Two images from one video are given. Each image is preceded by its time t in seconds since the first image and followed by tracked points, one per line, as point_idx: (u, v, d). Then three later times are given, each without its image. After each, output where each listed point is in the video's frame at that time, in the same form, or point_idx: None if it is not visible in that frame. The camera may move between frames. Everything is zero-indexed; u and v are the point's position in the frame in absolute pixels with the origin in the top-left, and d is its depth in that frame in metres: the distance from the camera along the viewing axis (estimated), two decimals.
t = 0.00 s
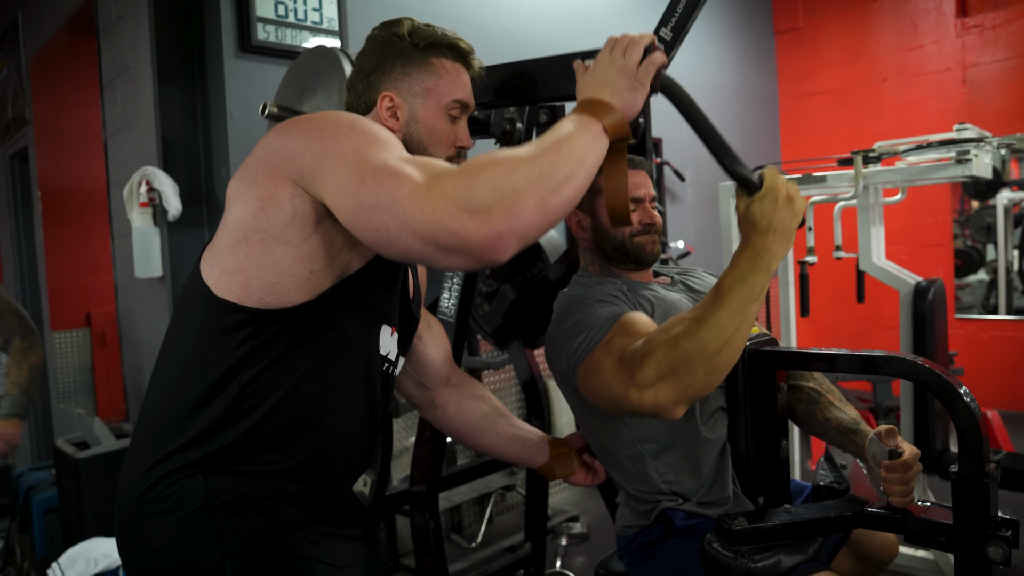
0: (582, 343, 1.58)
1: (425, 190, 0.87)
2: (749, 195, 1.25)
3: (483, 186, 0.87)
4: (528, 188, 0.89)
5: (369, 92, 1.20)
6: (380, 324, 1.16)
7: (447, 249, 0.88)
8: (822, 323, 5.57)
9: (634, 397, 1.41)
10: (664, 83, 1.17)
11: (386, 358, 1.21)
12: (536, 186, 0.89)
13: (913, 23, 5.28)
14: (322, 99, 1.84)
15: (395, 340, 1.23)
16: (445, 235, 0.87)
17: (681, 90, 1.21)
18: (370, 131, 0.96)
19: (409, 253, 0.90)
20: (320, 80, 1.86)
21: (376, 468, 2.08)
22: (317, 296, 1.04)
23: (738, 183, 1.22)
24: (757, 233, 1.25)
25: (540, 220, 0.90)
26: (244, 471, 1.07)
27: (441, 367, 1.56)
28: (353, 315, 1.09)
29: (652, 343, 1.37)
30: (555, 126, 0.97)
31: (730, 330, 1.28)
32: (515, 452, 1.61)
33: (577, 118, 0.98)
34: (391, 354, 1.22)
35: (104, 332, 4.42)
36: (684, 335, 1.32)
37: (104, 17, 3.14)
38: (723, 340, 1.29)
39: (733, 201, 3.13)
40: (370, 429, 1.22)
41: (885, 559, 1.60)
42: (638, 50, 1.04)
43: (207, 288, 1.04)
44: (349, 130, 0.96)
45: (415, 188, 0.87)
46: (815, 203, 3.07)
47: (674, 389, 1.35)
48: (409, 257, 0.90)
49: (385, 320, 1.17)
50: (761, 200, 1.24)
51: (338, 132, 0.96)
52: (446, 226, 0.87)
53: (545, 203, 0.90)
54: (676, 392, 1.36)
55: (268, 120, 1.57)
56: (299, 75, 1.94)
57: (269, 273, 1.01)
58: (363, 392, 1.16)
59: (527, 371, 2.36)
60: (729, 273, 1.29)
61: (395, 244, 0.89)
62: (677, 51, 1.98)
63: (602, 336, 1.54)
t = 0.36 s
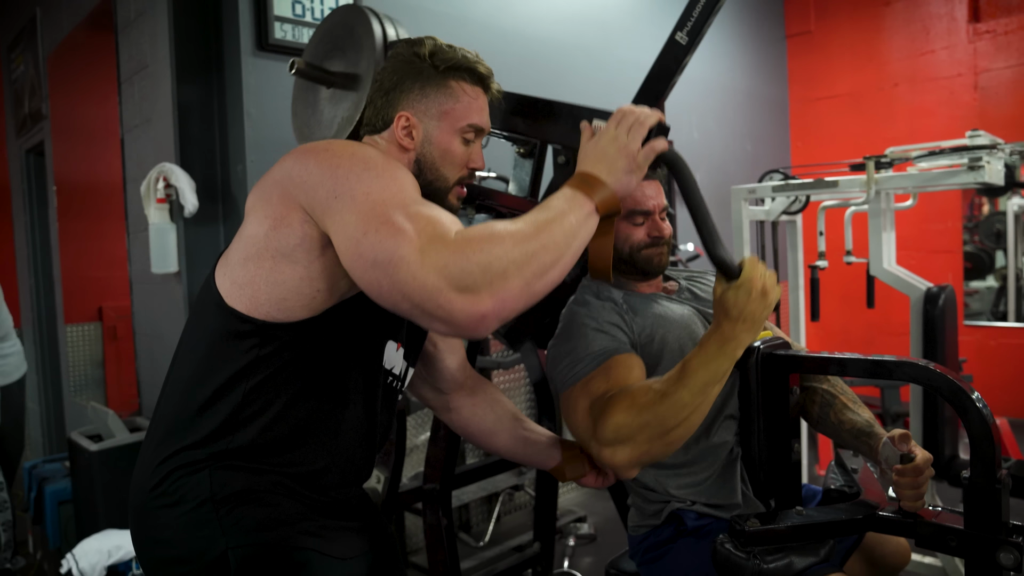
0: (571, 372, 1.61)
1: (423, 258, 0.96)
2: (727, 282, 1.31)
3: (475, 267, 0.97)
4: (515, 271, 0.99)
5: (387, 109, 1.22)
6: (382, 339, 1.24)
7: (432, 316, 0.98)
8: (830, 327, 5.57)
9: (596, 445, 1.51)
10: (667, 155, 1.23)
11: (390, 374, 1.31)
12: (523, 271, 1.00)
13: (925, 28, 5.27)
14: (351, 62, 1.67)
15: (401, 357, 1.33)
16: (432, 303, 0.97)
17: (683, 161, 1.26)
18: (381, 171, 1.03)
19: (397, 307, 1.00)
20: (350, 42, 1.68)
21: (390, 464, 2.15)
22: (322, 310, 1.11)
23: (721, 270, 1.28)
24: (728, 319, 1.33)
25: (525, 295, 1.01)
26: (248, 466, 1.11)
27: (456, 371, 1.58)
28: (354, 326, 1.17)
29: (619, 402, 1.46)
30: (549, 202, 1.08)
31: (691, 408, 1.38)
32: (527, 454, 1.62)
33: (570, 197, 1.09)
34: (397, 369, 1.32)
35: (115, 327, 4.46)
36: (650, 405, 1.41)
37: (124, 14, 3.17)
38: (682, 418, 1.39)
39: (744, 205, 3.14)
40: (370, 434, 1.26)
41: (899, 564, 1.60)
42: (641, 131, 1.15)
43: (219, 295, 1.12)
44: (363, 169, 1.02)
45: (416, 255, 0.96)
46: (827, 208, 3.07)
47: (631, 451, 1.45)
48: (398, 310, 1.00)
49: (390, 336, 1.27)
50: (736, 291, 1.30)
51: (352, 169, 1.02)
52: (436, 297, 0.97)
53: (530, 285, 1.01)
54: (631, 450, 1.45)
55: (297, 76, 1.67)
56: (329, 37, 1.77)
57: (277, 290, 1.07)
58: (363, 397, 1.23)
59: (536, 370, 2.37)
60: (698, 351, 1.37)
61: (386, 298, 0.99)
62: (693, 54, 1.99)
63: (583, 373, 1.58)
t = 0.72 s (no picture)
0: (544, 399, 1.63)
1: (397, 305, 1.01)
2: (690, 341, 1.37)
3: (443, 321, 1.02)
4: (482, 327, 1.05)
5: (382, 135, 1.26)
6: (369, 361, 1.29)
7: (398, 358, 1.04)
8: (830, 338, 5.58)
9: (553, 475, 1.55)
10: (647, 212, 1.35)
11: (379, 395, 1.34)
12: (490, 325, 1.06)
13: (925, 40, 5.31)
14: (366, 44, 1.70)
15: (389, 378, 1.36)
16: (400, 348, 1.03)
17: (661, 220, 1.38)
18: (368, 206, 1.09)
19: (367, 343, 1.06)
20: (364, 24, 1.71)
21: (390, 471, 2.17)
22: (308, 330, 1.17)
23: (682, 329, 1.35)
24: (684, 379, 1.36)
25: (493, 345, 1.07)
26: (231, 477, 1.18)
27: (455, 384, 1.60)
28: (338, 347, 1.22)
29: (579, 436, 1.49)
30: (519, 257, 1.14)
31: (639, 455, 1.41)
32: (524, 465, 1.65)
33: (540, 254, 1.15)
34: (385, 391, 1.35)
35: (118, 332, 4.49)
36: (604, 446, 1.45)
37: (131, 23, 3.22)
38: (629, 463, 1.43)
39: (745, 216, 3.16)
40: (356, 452, 1.32)
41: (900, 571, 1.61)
42: (619, 197, 1.23)
43: (209, 311, 1.19)
44: (351, 206, 1.08)
45: (391, 301, 1.01)
46: (826, 219, 3.09)
47: (581, 487, 1.49)
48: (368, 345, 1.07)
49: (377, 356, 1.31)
50: (695, 352, 1.35)
51: (341, 204, 1.09)
52: (405, 345, 1.02)
53: (495, 339, 1.06)
54: (581, 487, 1.49)
55: (312, 56, 1.67)
56: (343, 17, 1.78)
57: (263, 309, 1.14)
58: (346, 415, 1.28)
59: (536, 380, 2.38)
60: (656, 400, 1.41)
61: (357, 334, 1.05)
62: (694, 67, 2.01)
63: (552, 402, 1.60)
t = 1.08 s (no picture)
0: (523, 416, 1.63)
1: (381, 338, 1.03)
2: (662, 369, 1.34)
3: (425, 354, 1.04)
4: (461, 360, 1.07)
5: (371, 151, 1.28)
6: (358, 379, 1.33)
7: (382, 388, 1.07)
8: (824, 346, 5.60)
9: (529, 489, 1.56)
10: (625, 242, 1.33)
11: (369, 409, 1.38)
12: (469, 357, 1.08)
13: (914, 51, 5.37)
14: (362, 47, 1.73)
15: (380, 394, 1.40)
16: (382, 380, 1.05)
17: (639, 249, 1.36)
18: (356, 231, 1.09)
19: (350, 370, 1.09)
20: (362, 26, 1.73)
21: (384, 482, 2.18)
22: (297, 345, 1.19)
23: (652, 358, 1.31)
24: (655, 406, 1.35)
25: (474, 375, 1.10)
26: (225, 487, 1.18)
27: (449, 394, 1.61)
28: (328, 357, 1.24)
29: (554, 454, 1.50)
30: (497, 287, 1.16)
31: (609, 477, 1.41)
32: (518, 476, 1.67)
33: (516, 283, 1.17)
34: (375, 407, 1.38)
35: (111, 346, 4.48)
36: (576, 465, 1.44)
37: (125, 37, 3.24)
38: (599, 484, 1.42)
39: (736, 226, 3.18)
40: (348, 462, 1.33)
41: None
42: (595, 233, 1.23)
43: (200, 327, 1.20)
44: (339, 232, 1.09)
45: (377, 333, 1.03)
46: (816, 228, 3.11)
47: (552, 503, 1.49)
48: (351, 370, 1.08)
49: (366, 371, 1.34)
50: (666, 380, 1.32)
51: (329, 230, 1.09)
52: (387, 376, 1.05)
53: (474, 371, 1.09)
54: (552, 503, 1.49)
55: (309, 58, 1.71)
56: (341, 18, 1.81)
57: (252, 327, 1.15)
58: (337, 423, 1.30)
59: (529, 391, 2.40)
60: (627, 423, 1.40)
61: (341, 360, 1.07)
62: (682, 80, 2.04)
63: (532, 418, 1.61)
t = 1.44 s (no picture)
0: (536, 412, 1.64)
1: (388, 314, 1.03)
2: (680, 349, 1.41)
3: (434, 327, 1.04)
4: (472, 334, 1.07)
5: (375, 143, 1.28)
6: (363, 370, 1.32)
7: (392, 367, 1.07)
8: (825, 347, 5.60)
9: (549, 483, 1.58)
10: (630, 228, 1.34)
11: (373, 402, 1.37)
12: (479, 332, 1.08)
13: (914, 52, 5.37)
14: (359, 62, 1.74)
15: (384, 386, 1.39)
16: (392, 359, 1.05)
17: (649, 232, 1.38)
18: (360, 215, 1.10)
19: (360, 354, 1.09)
20: (358, 42, 1.74)
21: (386, 482, 2.20)
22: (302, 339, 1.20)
23: (672, 336, 1.38)
24: (675, 386, 1.40)
25: (484, 351, 1.09)
26: (237, 484, 1.19)
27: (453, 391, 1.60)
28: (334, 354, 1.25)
29: (571, 446, 1.52)
30: (508, 266, 1.17)
31: (634, 462, 1.44)
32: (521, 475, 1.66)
33: (528, 261, 1.18)
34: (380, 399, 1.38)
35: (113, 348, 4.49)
36: (596, 455, 1.47)
37: (127, 40, 3.25)
38: (625, 470, 1.45)
39: (737, 227, 3.19)
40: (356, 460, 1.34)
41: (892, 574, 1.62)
42: (605, 212, 1.25)
43: (205, 323, 1.21)
44: (340, 217, 1.09)
45: (385, 310, 1.03)
46: (817, 229, 3.12)
47: (576, 495, 1.52)
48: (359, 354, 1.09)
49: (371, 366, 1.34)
50: (685, 360, 1.39)
51: (330, 215, 1.10)
52: (397, 351, 1.04)
53: (484, 346, 1.09)
54: (575, 496, 1.52)
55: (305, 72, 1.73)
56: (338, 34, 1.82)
57: (256, 319, 1.16)
58: (344, 418, 1.31)
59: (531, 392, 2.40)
60: (646, 407, 1.44)
61: (350, 343, 1.07)
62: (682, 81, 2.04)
63: (544, 414, 1.62)
